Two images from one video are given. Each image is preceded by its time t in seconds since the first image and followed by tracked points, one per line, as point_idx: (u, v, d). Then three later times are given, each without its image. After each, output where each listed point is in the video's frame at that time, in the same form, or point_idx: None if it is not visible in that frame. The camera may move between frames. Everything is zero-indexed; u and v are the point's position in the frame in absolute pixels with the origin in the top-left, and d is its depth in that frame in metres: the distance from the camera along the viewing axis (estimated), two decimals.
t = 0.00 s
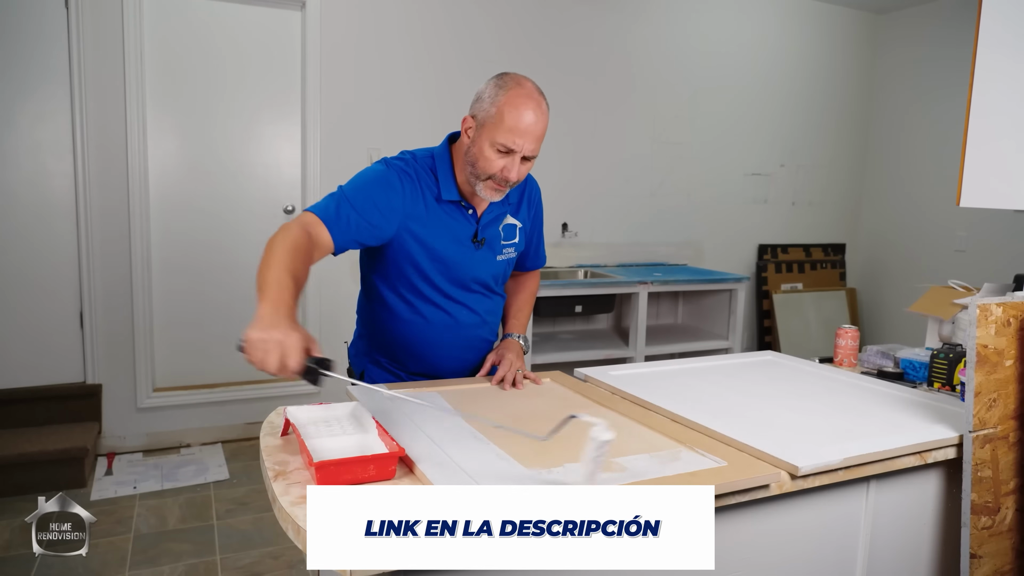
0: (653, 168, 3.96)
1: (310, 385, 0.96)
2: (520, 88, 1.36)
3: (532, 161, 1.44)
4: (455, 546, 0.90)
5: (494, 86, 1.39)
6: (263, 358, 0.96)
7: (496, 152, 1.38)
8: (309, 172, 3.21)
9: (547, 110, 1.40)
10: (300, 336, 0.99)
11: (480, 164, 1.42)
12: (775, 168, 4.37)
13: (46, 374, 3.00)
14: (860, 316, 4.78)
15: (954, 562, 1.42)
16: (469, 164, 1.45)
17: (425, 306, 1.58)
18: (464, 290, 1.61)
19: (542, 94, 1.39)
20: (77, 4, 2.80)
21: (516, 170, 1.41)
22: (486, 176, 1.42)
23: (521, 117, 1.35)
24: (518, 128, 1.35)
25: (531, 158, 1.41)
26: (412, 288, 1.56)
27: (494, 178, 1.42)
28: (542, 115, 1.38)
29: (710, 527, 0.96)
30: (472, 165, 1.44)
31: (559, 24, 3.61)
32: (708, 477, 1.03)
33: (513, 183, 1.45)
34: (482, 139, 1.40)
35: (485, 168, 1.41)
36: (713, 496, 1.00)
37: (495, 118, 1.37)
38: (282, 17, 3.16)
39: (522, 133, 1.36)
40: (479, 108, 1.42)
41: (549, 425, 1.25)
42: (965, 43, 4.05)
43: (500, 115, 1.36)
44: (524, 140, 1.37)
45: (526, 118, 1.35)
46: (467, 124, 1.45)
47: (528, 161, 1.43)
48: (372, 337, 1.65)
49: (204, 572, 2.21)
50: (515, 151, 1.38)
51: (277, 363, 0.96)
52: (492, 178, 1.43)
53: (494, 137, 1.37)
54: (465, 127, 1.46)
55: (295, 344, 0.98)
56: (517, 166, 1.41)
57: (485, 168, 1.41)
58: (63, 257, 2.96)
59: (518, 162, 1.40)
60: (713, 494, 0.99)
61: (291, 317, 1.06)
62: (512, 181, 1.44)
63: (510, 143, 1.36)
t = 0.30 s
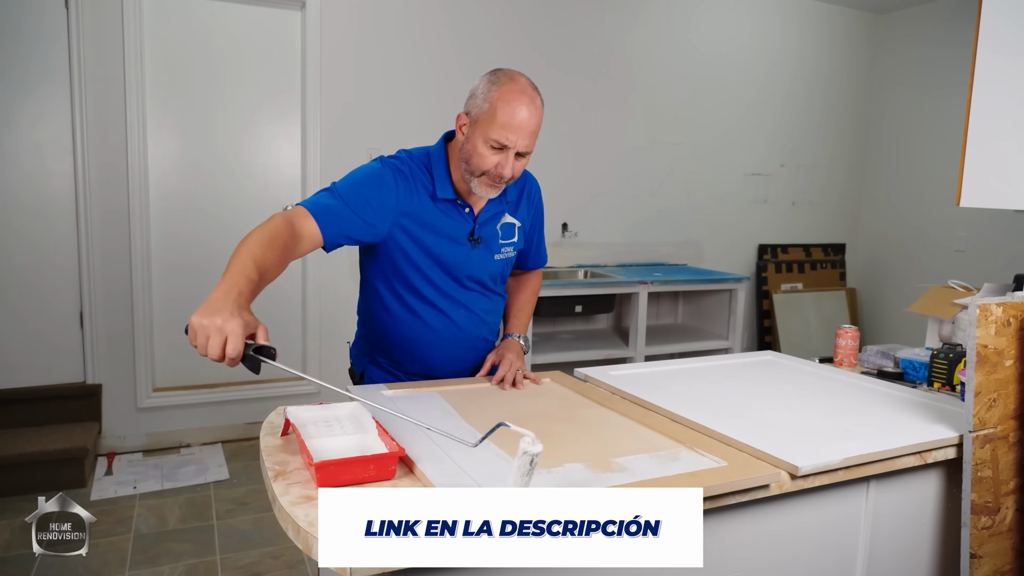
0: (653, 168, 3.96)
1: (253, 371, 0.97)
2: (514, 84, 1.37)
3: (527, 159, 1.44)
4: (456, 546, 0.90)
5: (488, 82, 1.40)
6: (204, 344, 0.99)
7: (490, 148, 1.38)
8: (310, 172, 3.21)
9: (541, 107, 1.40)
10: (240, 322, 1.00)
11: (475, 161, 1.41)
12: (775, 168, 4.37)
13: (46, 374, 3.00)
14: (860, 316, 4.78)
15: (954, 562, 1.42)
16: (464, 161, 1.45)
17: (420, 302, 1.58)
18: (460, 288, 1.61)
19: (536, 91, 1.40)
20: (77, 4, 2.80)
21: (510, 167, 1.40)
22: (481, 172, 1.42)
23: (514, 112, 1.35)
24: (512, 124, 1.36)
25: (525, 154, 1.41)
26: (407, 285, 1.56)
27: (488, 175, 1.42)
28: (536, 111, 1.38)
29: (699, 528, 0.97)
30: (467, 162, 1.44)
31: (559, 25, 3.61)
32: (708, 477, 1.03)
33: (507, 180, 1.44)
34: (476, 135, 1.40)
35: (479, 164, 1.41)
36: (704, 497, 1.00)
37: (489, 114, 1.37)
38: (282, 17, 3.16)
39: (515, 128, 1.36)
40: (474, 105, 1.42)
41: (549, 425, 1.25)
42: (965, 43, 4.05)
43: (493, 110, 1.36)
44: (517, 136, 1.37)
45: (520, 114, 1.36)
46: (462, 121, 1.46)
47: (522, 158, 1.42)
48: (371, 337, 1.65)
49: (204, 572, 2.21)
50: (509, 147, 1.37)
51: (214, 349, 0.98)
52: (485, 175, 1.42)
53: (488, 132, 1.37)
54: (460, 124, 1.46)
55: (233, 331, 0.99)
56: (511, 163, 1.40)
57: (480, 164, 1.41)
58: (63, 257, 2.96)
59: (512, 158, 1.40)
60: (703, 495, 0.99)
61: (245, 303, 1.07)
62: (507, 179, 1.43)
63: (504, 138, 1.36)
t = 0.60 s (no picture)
0: (654, 168, 3.96)
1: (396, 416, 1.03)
2: (514, 86, 1.37)
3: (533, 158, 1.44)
4: (456, 546, 0.90)
5: (486, 88, 1.39)
6: (344, 396, 1.00)
7: (501, 154, 1.38)
8: (309, 172, 3.21)
9: (542, 105, 1.40)
10: (377, 366, 1.03)
11: (485, 168, 1.41)
12: (775, 168, 4.37)
13: (45, 374, 3.00)
14: (860, 316, 4.78)
15: (954, 562, 1.42)
16: (472, 169, 1.45)
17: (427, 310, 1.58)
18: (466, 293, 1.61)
19: (534, 89, 1.40)
20: (77, 4, 2.80)
21: (522, 169, 1.41)
22: (492, 178, 1.42)
23: (520, 116, 1.35)
24: (519, 127, 1.36)
25: (534, 154, 1.42)
26: (414, 294, 1.56)
27: (501, 179, 1.42)
28: (539, 111, 1.38)
29: (699, 527, 0.97)
30: (475, 170, 1.43)
31: (559, 24, 3.61)
32: (709, 477, 1.03)
33: (518, 182, 1.45)
34: (482, 143, 1.40)
35: (491, 170, 1.41)
36: (704, 496, 1.00)
37: (494, 120, 1.37)
38: (282, 17, 3.16)
39: (523, 131, 1.36)
40: (474, 112, 1.41)
41: (549, 425, 1.25)
42: (965, 43, 4.05)
43: (498, 116, 1.36)
44: (526, 138, 1.37)
45: (526, 116, 1.36)
46: (463, 129, 1.45)
47: (531, 158, 1.43)
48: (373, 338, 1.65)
49: (204, 572, 2.21)
50: (519, 150, 1.38)
51: (358, 398, 1.00)
52: (497, 179, 1.43)
53: (496, 139, 1.37)
54: (461, 132, 1.45)
55: (374, 375, 1.02)
56: (522, 165, 1.41)
57: (491, 170, 1.41)
58: (63, 257, 2.96)
59: (522, 161, 1.40)
60: (703, 495, 0.99)
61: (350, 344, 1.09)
62: (518, 180, 1.44)
63: (513, 142, 1.36)
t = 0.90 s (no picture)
0: (653, 168, 3.96)
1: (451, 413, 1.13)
2: (525, 82, 1.37)
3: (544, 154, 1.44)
4: (455, 545, 0.90)
5: (498, 83, 1.39)
6: (407, 397, 1.05)
7: (512, 149, 1.38)
8: (309, 172, 3.21)
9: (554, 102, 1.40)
10: (436, 369, 1.09)
11: (496, 162, 1.41)
12: (775, 168, 4.37)
13: (45, 374, 3.00)
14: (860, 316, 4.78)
15: (954, 562, 1.42)
16: (483, 164, 1.45)
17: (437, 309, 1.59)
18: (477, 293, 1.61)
19: (546, 86, 1.40)
20: (77, 4, 2.80)
21: (533, 164, 1.41)
22: (503, 173, 1.42)
23: (532, 112, 1.35)
24: (531, 122, 1.36)
25: (545, 149, 1.42)
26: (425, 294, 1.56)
27: (512, 174, 1.42)
28: (551, 107, 1.38)
29: (699, 527, 0.97)
30: (487, 164, 1.43)
31: (559, 24, 3.61)
32: (710, 477, 1.03)
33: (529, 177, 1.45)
34: (494, 138, 1.40)
35: (502, 165, 1.41)
36: (705, 497, 1.00)
37: (506, 115, 1.37)
38: (282, 17, 3.16)
39: (535, 126, 1.36)
40: (486, 107, 1.41)
41: (550, 425, 1.25)
42: (965, 43, 4.05)
43: (510, 111, 1.36)
44: (538, 133, 1.37)
45: (537, 111, 1.36)
46: (475, 124, 1.45)
47: (542, 154, 1.43)
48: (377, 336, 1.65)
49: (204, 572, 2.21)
50: (531, 144, 1.38)
51: (420, 400, 1.05)
52: (508, 174, 1.43)
53: (507, 134, 1.37)
54: (473, 127, 1.45)
55: (433, 378, 1.07)
56: (533, 160, 1.41)
57: (502, 165, 1.41)
58: (63, 257, 2.96)
59: (533, 156, 1.40)
60: (704, 495, 0.99)
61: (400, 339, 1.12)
62: (529, 175, 1.44)
63: (524, 137, 1.37)
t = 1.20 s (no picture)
0: (653, 168, 3.96)
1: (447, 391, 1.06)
2: (527, 75, 1.39)
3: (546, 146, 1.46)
4: (455, 545, 0.90)
5: (500, 77, 1.41)
6: (402, 369, 1.06)
7: (515, 140, 1.40)
8: (309, 172, 3.21)
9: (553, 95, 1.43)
10: (435, 345, 1.08)
11: (498, 154, 1.42)
12: (775, 168, 4.37)
13: (45, 374, 3.00)
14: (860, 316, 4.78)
15: (954, 562, 1.42)
16: (485, 157, 1.46)
17: (437, 303, 1.58)
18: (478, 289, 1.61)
19: (546, 80, 1.42)
20: (77, 4, 2.80)
21: (535, 156, 1.42)
22: (505, 165, 1.43)
23: (534, 104, 1.37)
24: (533, 114, 1.38)
25: (546, 142, 1.43)
26: (426, 286, 1.56)
27: (514, 166, 1.43)
28: (551, 100, 1.41)
29: (699, 527, 0.97)
30: (489, 157, 1.44)
31: (559, 24, 3.61)
32: (711, 477, 1.03)
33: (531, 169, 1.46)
34: (496, 130, 1.41)
35: (504, 157, 1.42)
36: (705, 497, 1.00)
37: (509, 107, 1.38)
38: (282, 17, 3.16)
39: (537, 118, 1.38)
40: (488, 101, 1.43)
41: (550, 425, 1.25)
42: (965, 43, 4.05)
43: (513, 103, 1.38)
44: (539, 125, 1.39)
45: (538, 104, 1.38)
46: (477, 118, 1.46)
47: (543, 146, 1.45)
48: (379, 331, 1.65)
49: (204, 572, 2.21)
50: (533, 136, 1.40)
51: (416, 373, 1.06)
52: (510, 166, 1.43)
53: (509, 125, 1.39)
54: (475, 121, 1.47)
55: (432, 354, 1.06)
56: (536, 151, 1.42)
57: (505, 157, 1.42)
58: (63, 257, 2.96)
59: (536, 148, 1.42)
60: (704, 495, 0.99)
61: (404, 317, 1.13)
62: (531, 168, 1.45)
63: (527, 129, 1.38)
